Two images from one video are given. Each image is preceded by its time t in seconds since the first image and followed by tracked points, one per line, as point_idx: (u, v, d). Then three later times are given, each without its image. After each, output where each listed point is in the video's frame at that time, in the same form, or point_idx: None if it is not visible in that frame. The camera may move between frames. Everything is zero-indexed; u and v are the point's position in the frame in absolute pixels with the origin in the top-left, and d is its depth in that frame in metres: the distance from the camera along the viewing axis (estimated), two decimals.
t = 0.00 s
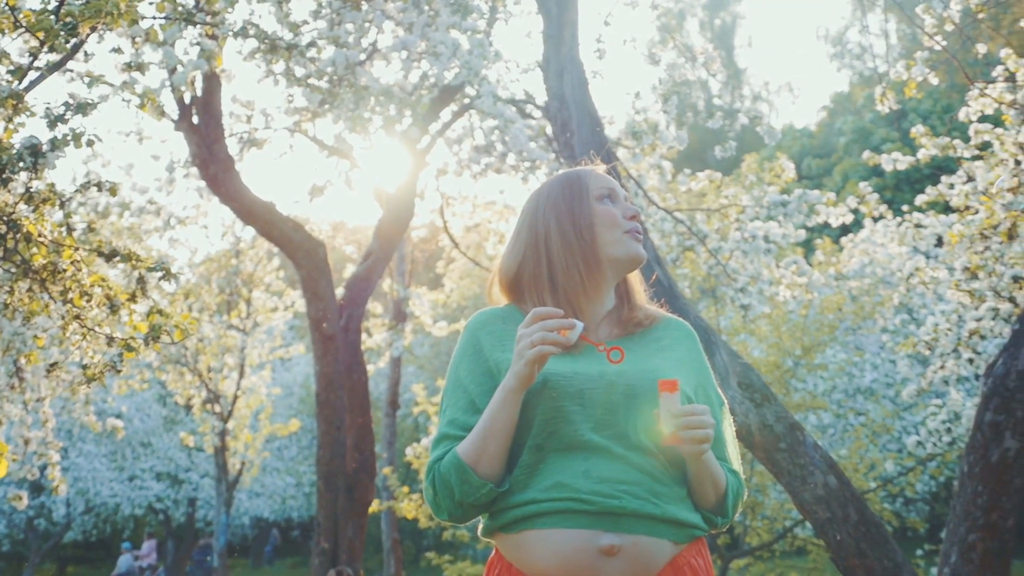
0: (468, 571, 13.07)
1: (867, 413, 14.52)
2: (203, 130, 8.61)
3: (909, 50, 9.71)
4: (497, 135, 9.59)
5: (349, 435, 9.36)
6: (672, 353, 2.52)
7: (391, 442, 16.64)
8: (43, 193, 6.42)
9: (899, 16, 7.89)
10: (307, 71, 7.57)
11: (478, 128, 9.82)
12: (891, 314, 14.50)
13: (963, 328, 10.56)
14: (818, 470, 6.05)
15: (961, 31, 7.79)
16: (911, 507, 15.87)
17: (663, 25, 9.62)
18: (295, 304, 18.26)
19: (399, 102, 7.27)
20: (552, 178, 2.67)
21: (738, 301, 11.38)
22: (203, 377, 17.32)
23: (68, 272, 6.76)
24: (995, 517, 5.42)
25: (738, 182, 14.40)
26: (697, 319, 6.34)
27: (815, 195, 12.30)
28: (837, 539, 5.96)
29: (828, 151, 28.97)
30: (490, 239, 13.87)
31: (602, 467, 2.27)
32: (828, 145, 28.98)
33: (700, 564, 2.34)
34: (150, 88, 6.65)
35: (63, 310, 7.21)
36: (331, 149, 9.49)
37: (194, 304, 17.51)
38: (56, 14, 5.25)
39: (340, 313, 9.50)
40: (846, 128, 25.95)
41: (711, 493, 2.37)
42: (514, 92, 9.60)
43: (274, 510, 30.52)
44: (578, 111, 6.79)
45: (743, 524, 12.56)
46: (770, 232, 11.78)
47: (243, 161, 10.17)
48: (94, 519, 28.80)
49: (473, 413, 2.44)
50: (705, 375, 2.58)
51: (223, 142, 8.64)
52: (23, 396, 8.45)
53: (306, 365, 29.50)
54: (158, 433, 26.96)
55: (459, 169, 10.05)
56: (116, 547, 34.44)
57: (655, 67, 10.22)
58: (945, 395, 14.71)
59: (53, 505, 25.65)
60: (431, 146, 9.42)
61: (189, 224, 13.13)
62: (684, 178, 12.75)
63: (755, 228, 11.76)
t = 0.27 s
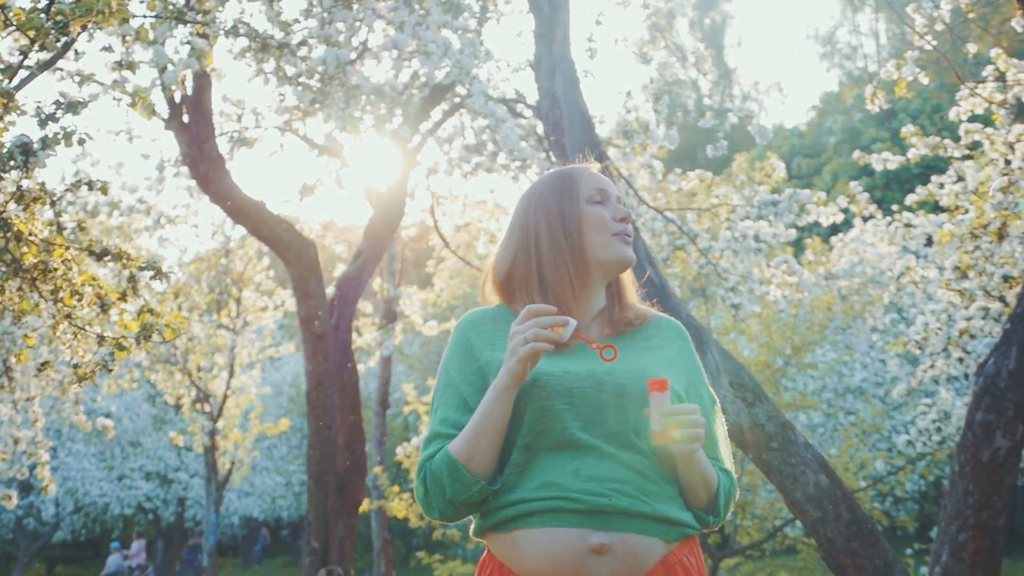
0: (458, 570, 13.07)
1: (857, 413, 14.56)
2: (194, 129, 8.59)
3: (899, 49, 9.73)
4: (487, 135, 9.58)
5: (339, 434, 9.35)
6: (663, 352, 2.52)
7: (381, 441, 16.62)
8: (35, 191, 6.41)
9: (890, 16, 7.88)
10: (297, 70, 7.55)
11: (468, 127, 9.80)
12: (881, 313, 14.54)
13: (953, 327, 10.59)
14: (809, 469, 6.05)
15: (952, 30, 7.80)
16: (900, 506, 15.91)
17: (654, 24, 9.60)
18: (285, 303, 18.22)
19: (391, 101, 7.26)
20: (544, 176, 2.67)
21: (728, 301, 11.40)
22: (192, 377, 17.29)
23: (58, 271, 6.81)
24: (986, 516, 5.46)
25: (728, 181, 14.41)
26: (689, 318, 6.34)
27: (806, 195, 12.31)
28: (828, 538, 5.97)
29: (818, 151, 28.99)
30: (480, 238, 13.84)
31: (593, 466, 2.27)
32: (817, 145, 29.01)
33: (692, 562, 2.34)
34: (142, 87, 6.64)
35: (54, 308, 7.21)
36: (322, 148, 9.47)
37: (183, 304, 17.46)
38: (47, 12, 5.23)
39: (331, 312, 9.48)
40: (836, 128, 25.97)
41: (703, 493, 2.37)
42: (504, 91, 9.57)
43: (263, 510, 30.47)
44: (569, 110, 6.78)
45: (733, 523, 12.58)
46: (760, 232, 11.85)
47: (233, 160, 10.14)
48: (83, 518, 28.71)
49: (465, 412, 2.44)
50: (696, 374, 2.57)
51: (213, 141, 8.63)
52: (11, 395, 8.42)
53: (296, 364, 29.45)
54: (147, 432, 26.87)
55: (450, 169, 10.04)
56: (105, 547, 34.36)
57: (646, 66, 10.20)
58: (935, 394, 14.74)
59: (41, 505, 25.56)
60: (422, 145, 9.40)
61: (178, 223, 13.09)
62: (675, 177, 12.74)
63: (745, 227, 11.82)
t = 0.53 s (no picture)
0: (448, 570, 13.06)
1: (846, 412, 14.59)
2: (184, 128, 8.56)
3: (889, 49, 9.75)
4: (478, 134, 9.57)
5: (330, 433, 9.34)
6: (652, 351, 2.52)
7: (371, 440, 16.59)
8: (25, 190, 6.39)
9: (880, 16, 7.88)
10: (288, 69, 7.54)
11: (459, 127, 9.80)
12: (871, 313, 14.57)
13: (943, 327, 10.62)
14: (801, 469, 6.07)
15: (942, 30, 7.82)
16: (889, 505, 15.95)
17: (644, 23, 9.60)
18: (275, 302, 18.19)
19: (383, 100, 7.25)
20: (536, 175, 2.66)
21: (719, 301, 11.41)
22: (182, 376, 17.25)
23: (49, 270, 6.79)
24: (976, 515, 5.48)
25: (719, 180, 14.43)
26: (680, 317, 6.34)
27: (796, 194, 12.33)
28: (820, 537, 5.98)
29: (808, 150, 29.02)
30: (470, 237, 13.82)
31: (580, 464, 2.27)
32: (807, 144, 29.05)
33: (681, 561, 2.34)
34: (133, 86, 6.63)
35: (44, 306, 7.22)
36: (312, 147, 9.46)
37: (172, 303, 17.41)
38: (37, 10, 5.22)
39: (321, 311, 9.46)
40: (826, 127, 26.01)
41: (694, 490, 2.37)
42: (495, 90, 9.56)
43: (252, 509, 30.42)
44: (561, 109, 6.78)
45: (723, 522, 12.59)
46: (750, 231, 11.96)
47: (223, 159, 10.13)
48: (72, 518, 28.63)
49: (454, 409, 2.44)
50: (686, 373, 2.57)
51: (203, 140, 8.60)
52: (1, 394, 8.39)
53: (286, 363, 29.40)
54: (136, 431, 26.80)
55: (440, 168, 10.03)
56: (94, 547, 34.28)
57: (637, 65, 10.20)
58: (924, 393, 14.77)
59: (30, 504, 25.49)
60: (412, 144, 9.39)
61: (168, 222, 13.06)
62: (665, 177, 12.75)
63: (736, 226, 11.94)
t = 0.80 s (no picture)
0: (436, 568, 13.06)
1: (834, 410, 14.63)
2: (173, 125, 8.53)
3: (877, 48, 9.77)
4: (466, 132, 9.55)
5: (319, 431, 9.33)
6: (638, 347, 2.52)
7: (359, 438, 16.57)
8: (14, 188, 6.42)
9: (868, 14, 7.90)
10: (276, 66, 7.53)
11: (448, 124, 9.79)
12: (859, 311, 14.61)
13: (931, 324, 10.65)
14: (791, 466, 6.08)
15: (930, 29, 7.83)
16: (877, 503, 16.00)
17: (634, 21, 9.60)
18: (263, 300, 18.15)
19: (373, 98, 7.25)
20: (527, 172, 2.64)
21: (708, 298, 11.44)
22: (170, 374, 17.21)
23: (38, 267, 6.80)
24: (965, 512, 5.53)
25: (707, 178, 14.45)
26: (671, 315, 6.35)
27: (785, 192, 12.36)
28: (809, 534, 5.99)
29: (796, 149, 29.07)
30: (459, 235, 13.81)
31: (564, 460, 2.28)
32: (795, 142, 29.10)
33: (668, 557, 2.35)
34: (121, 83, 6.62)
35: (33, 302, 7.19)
36: (301, 145, 9.45)
37: (160, 300, 17.36)
38: (26, 7, 5.19)
39: (310, 309, 9.44)
40: (813, 126, 26.06)
41: (682, 488, 2.37)
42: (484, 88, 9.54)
43: (240, 507, 30.37)
44: (551, 107, 6.78)
45: (712, 520, 12.62)
46: (739, 229, 11.96)
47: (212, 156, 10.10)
48: (60, 516, 28.55)
49: (441, 403, 2.44)
50: (673, 369, 2.56)
51: (192, 137, 8.57)
52: None
53: (274, 361, 29.34)
54: (123, 429, 26.72)
55: (428, 166, 10.02)
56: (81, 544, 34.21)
57: (626, 63, 10.20)
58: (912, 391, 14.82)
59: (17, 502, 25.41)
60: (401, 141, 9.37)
61: (157, 219, 13.02)
62: (654, 175, 12.76)
63: (724, 224, 11.93)
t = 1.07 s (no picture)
0: (428, 565, 13.07)
1: (826, 407, 14.65)
2: (165, 122, 8.52)
3: (868, 45, 9.79)
4: (458, 129, 9.54)
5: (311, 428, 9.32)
6: (627, 343, 2.50)
7: (350, 436, 16.56)
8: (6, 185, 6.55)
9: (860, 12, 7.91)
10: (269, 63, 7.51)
11: (440, 122, 9.78)
12: (850, 308, 14.64)
13: (923, 322, 10.67)
14: (783, 463, 6.09)
15: (921, 27, 7.85)
16: (868, 500, 16.04)
17: (626, 18, 9.61)
18: (255, 297, 18.13)
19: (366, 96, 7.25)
20: (519, 168, 2.61)
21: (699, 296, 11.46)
22: (161, 371, 17.18)
23: (30, 263, 6.92)
24: (958, 509, 5.55)
25: (698, 176, 14.47)
26: (663, 312, 6.36)
27: (777, 190, 12.37)
28: (802, 531, 5.99)
29: (787, 146, 29.10)
30: (451, 232, 13.80)
31: (549, 456, 2.28)
32: (785, 140, 29.13)
33: (659, 553, 2.34)
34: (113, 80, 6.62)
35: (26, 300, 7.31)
36: (292, 142, 9.44)
37: (151, 297, 17.32)
38: (17, 3, 5.17)
39: (302, 306, 9.43)
40: (804, 123, 26.09)
41: (672, 484, 2.36)
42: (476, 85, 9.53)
43: (231, 505, 30.35)
44: (544, 104, 6.78)
45: (703, 517, 12.64)
46: (731, 226, 11.99)
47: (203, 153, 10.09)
48: (50, 513, 28.49)
49: (432, 397, 2.44)
50: (665, 366, 2.55)
51: (184, 134, 8.56)
52: None
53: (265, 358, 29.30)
54: (114, 427, 26.67)
55: (420, 163, 10.00)
56: (72, 542, 34.18)
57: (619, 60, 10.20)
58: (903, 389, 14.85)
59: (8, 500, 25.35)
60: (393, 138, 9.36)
61: (148, 216, 12.99)
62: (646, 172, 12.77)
63: (716, 221, 11.96)
